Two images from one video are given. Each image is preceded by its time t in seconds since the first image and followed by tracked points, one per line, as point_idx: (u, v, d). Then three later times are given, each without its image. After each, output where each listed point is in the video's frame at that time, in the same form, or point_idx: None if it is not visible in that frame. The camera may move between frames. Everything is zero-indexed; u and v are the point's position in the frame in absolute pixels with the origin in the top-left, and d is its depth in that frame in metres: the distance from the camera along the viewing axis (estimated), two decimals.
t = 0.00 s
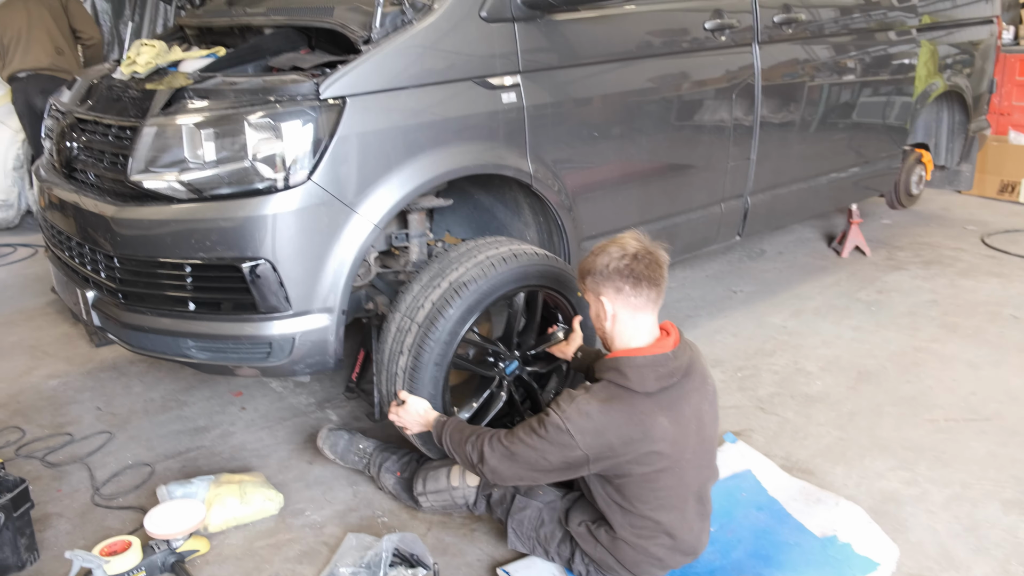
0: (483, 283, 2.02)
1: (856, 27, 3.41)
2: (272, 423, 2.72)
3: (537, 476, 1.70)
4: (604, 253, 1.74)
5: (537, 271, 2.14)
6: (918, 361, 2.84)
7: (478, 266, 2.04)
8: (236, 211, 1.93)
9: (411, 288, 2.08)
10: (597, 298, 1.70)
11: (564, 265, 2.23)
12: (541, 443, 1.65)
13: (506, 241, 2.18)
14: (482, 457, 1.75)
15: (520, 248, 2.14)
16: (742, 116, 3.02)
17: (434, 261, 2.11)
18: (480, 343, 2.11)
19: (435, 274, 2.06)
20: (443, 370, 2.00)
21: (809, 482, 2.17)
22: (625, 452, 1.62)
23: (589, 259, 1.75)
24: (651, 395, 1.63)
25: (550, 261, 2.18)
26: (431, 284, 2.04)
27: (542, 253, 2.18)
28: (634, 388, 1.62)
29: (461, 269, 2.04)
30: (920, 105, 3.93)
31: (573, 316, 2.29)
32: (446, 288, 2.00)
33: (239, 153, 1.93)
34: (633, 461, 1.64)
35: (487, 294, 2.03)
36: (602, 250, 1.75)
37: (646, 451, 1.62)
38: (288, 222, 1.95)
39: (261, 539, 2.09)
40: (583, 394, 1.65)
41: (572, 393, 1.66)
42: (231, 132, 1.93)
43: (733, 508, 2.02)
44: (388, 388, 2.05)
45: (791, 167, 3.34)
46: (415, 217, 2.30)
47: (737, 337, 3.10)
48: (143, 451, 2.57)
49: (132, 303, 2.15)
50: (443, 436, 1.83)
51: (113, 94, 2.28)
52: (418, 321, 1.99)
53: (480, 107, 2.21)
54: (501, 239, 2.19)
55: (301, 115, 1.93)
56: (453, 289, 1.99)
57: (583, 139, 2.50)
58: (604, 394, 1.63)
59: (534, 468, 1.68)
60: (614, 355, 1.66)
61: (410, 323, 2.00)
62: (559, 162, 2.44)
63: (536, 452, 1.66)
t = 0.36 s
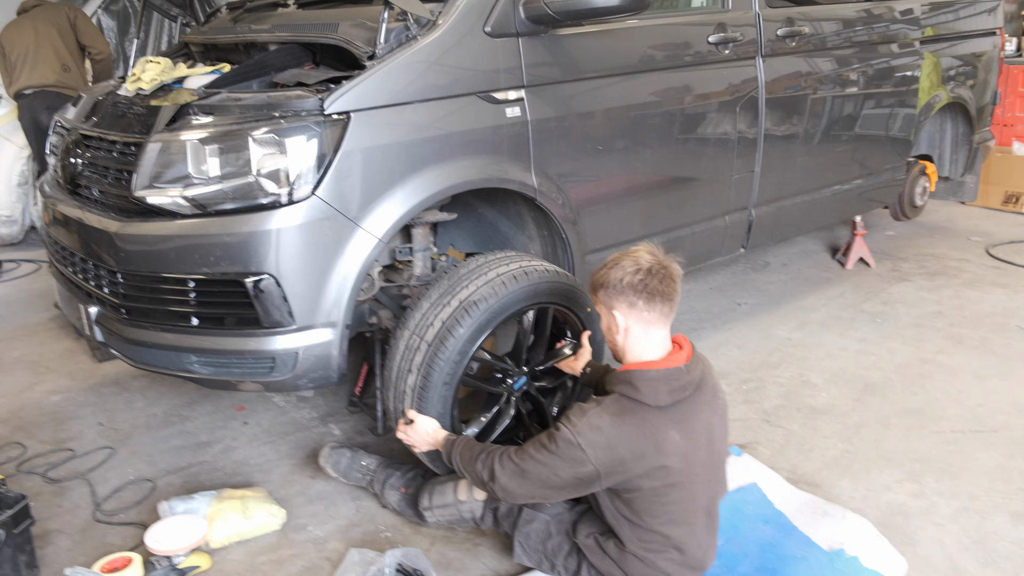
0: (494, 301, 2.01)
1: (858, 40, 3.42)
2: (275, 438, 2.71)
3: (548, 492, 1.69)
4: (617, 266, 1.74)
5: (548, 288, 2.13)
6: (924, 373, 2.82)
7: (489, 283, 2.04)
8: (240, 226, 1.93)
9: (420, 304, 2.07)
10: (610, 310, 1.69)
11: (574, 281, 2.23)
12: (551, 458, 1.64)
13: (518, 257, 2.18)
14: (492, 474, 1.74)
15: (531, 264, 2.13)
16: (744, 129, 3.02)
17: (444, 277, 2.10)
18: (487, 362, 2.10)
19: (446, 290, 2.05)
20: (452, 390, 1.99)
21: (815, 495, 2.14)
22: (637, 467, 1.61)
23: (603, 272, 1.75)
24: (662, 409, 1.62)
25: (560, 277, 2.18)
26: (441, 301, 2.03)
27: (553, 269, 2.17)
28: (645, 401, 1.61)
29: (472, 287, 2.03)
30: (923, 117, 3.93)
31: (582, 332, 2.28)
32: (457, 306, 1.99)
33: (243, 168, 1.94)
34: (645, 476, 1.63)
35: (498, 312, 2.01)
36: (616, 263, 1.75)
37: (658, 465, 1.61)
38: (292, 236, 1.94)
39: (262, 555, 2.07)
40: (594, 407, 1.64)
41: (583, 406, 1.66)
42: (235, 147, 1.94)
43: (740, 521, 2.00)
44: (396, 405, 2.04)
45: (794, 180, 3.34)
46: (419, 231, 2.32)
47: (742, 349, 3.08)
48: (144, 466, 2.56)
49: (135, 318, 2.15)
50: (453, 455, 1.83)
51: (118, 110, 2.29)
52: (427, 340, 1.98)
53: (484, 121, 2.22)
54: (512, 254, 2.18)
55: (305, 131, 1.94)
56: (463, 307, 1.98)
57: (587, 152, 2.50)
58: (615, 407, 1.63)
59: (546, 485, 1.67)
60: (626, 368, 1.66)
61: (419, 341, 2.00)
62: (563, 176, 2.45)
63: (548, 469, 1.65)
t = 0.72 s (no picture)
0: (509, 332, 1.97)
1: (858, 46, 3.41)
2: (280, 455, 2.67)
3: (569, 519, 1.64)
4: (620, 277, 1.71)
5: (564, 314, 2.09)
6: (933, 380, 2.80)
7: (504, 312, 2.00)
8: (243, 239, 1.90)
9: (432, 332, 2.03)
10: (619, 323, 1.66)
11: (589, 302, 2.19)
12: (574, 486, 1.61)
13: (532, 279, 2.14)
14: (519, 510, 1.71)
15: (546, 289, 2.10)
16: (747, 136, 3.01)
17: (457, 303, 2.07)
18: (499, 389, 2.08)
19: (459, 318, 2.02)
20: (466, 423, 1.96)
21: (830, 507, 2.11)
22: (656, 480, 1.58)
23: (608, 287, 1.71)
24: (677, 416, 1.60)
25: (576, 300, 2.14)
26: (455, 330, 1.99)
27: (568, 292, 2.14)
28: (659, 409, 1.59)
29: (487, 316, 1.99)
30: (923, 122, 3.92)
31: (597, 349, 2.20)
32: (471, 338, 1.96)
33: (245, 179, 1.91)
34: (664, 488, 1.59)
35: (512, 343, 1.98)
36: (619, 277, 1.71)
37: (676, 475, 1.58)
38: (296, 249, 1.92)
39: None
40: (608, 421, 1.61)
41: (599, 421, 1.64)
42: (237, 158, 1.91)
43: (754, 534, 1.97)
44: (409, 437, 2.01)
45: (798, 187, 3.33)
46: (424, 242, 2.30)
47: (749, 358, 3.06)
48: (148, 486, 2.53)
49: (137, 334, 2.11)
50: (475, 489, 1.80)
51: (116, 121, 2.27)
52: (441, 372, 1.95)
53: (488, 129, 2.20)
54: (526, 276, 2.15)
55: (308, 139, 1.92)
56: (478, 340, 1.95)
57: (592, 160, 2.49)
58: (630, 417, 1.60)
59: (572, 516, 1.64)
60: (638, 377, 1.63)
61: (432, 373, 1.96)
62: (569, 185, 2.43)
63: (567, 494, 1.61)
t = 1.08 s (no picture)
0: (532, 357, 1.93)
1: (858, 56, 3.40)
2: (285, 467, 2.64)
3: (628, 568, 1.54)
4: (620, 304, 1.68)
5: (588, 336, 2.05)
6: (943, 390, 2.77)
7: (528, 336, 1.95)
8: (249, 251, 1.88)
9: (452, 350, 1.99)
10: (638, 349, 1.62)
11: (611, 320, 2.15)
12: (635, 531, 1.53)
13: (555, 297, 2.09)
14: None
15: (569, 310, 2.05)
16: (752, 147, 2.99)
17: (478, 322, 2.02)
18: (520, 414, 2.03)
19: (481, 340, 1.97)
20: (482, 446, 1.94)
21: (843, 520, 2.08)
22: (703, 501, 1.53)
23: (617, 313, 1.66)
24: (699, 429, 1.58)
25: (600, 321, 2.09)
26: (476, 353, 1.95)
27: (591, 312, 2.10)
28: (683, 425, 1.57)
29: (510, 339, 1.95)
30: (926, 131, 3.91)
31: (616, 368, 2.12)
32: (494, 362, 1.92)
33: (251, 192, 1.90)
34: (709, 509, 1.54)
35: (535, 368, 1.94)
36: (622, 302, 1.68)
37: (715, 493, 1.53)
38: (302, 262, 1.90)
39: None
40: (637, 448, 1.57)
41: (626, 450, 1.60)
42: (243, 170, 1.90)
43: (768, 547, 1.95)
44: (422, 452, 2.01)
45: (802, 196, 3.31)
46: (430, 253, 2.26)
47: (757, 368, 3.04)
48: (150, 499, 2.49)
49: (140, 347, 2.09)
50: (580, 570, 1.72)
51: (121, 133, 2.25)
52: (461, 395, 1.92)
53: (495, 140, 2.18)
54: (549, 294, 2.10)
55: (315, 152, 1.90)
56: (501, 365, 1.91)
57: (600, 171, 2.47)
58: (654, 439, 1.58)
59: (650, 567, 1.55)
60: (657, 397, 1.60)
61: (452, 396, 1.93)
62: (576, 195, 2.42)
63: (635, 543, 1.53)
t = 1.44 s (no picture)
0: (540, 359, 1.90)
1: (868, 47, 3.34)
2: (293, 463, 2.63)
3: None
4: (636, 314, 1.64)
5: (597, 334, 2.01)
6: (959, 386, 2.74)
7: (535, 337, 1.92)
8: (258, 246, 1.86)
9: (461, 353, 1.97)
10: (660, 357, 1.58)
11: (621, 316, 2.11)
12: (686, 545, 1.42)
13: (564, 295, 2.06)
14: None
15: (578, 309, 2.03)
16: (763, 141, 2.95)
17: (487, 323, 2.00)
18: (529, 415, 2.00)
19: (490, 342, 1.95)
20: (493, 449, 1.92)
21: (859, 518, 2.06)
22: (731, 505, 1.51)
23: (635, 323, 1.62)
24: (721, 434, 1.57)
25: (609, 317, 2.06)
26: (485, 355, 1.92)
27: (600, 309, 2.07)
28: (706, 431, 1.55)
29: (518, 341, 1.92)
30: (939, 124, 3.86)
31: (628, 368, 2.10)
32: (502, 365, 1.89)
33: (260, 186, 1.87)
34: (734, 513, 1.53)
35: (545, 369, 1.91)
36: (639, 311, 1.64)
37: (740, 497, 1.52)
38: (312, 258, 1.87)
39: None
40: (664, 458, 1.53)
41: (650, 461, 1.56)
42: (253, 164, 1.87)
43: (784, 546, 1.93)
44: (433, 456, 1.99)
45: (813, 189, 3.27)
46: (440, 248, 2.24)
47: (769, 364, 3.01)
48: (159, 494, 2.48)
49: (149, 343, 2.07)
50: None
51: (129, 127, 2.23)
52: (470, 399, 1.89)
53: (507, 133, 2.15)
54: (557, 292, 2.07)
55: (325, 146, 1.87)
56: (509, 368, 1.88)
57: (613, 164, 2.44)
58: (680, 448, 1.54)
59: None
60: (677, 404, 1.57)
61: (461, 400, 1.91)
62: (589, 190, 2.39)
63: (693, 557, 1.42)
